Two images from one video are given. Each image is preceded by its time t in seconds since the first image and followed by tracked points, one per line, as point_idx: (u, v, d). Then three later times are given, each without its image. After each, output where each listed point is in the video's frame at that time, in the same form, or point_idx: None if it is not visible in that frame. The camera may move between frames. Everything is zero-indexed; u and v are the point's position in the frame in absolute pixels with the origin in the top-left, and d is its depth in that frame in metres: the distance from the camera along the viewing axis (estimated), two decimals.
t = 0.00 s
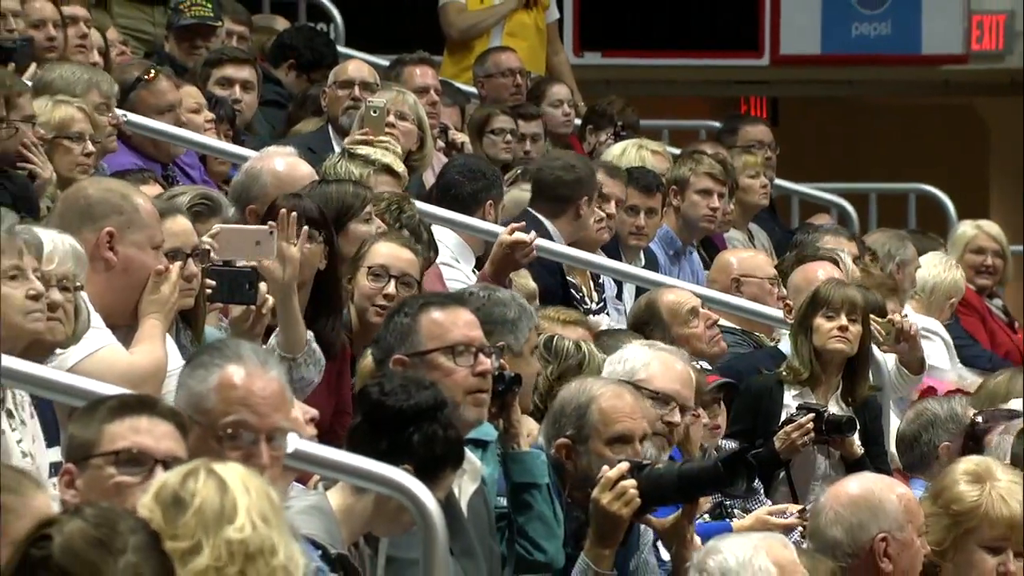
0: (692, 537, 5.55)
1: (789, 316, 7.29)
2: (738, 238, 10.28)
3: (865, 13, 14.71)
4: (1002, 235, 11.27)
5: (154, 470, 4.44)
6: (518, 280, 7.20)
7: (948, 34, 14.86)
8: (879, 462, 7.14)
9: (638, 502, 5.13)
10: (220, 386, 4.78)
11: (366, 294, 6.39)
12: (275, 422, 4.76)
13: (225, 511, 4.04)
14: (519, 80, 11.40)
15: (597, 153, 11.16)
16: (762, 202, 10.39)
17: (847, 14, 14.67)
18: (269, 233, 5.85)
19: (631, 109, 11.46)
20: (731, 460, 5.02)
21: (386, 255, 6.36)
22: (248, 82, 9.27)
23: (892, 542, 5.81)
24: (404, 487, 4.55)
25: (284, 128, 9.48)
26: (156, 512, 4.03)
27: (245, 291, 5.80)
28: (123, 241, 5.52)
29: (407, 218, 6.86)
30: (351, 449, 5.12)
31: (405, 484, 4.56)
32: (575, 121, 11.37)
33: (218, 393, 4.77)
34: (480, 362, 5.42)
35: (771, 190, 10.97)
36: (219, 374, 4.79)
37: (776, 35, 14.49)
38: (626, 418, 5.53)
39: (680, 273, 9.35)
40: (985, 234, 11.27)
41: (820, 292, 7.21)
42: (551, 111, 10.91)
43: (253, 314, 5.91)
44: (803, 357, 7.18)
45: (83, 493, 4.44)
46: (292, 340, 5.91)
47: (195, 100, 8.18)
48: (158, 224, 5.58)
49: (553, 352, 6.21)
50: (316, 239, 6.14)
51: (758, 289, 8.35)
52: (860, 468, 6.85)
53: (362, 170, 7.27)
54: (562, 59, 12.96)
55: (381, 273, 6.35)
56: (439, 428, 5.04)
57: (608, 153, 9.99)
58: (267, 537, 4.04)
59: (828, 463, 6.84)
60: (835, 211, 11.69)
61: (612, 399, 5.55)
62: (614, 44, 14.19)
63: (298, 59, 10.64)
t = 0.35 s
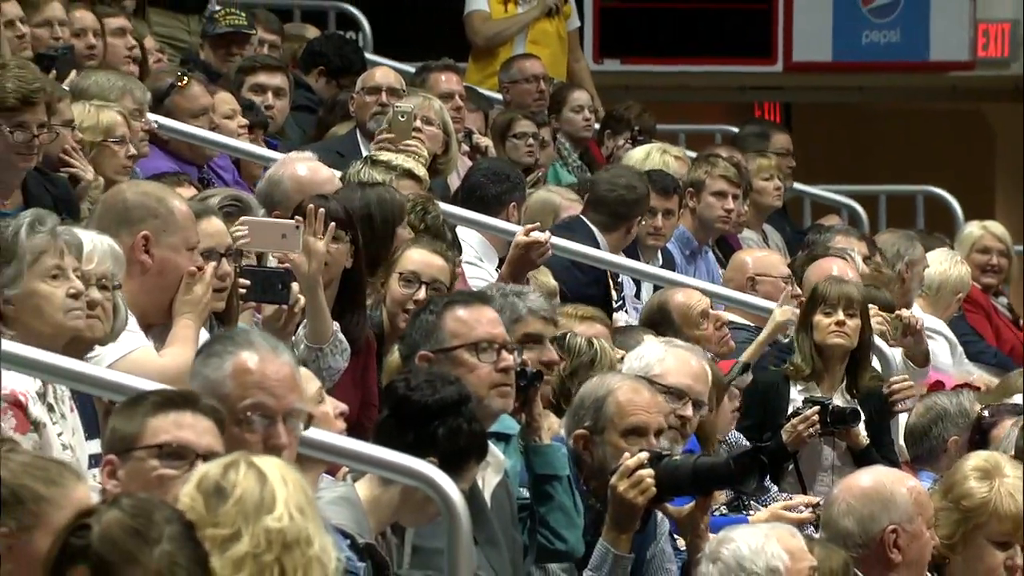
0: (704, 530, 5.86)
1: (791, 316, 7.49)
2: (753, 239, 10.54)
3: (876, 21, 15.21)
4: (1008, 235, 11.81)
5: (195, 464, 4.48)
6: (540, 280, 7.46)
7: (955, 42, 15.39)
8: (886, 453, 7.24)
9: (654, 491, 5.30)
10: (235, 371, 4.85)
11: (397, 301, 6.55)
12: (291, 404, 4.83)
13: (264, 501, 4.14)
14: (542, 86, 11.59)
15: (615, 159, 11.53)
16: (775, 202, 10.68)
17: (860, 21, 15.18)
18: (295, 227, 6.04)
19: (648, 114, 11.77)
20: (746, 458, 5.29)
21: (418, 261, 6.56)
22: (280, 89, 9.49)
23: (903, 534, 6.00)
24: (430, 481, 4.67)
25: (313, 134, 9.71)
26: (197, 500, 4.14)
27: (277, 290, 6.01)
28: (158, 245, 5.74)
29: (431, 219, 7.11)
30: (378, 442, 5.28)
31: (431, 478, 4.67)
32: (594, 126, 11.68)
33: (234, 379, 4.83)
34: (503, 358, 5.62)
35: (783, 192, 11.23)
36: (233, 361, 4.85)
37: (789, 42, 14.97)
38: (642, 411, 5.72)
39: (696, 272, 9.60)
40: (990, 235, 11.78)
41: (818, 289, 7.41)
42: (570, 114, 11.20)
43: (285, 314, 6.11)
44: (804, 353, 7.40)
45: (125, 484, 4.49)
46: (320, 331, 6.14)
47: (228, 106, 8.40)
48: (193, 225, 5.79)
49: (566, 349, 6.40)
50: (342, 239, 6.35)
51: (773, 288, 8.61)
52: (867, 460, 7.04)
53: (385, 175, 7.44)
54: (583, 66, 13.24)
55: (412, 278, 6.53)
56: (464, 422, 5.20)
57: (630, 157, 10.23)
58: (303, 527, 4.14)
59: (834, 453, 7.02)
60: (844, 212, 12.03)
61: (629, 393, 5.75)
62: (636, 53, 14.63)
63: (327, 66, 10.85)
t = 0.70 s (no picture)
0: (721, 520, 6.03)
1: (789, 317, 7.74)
2: (764, 241, 10.81)
3: (883, 31, 15.72)
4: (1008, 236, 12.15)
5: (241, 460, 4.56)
6: (558, 280, 7.71)
7: (959, 50, 15.90)
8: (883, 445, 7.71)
9: (672, 482, 5.52)
10: (249, 361, 5.00)
11: (421, 300, 6.76)
12: (305, 392, 5.00)
13: (297, 496, 4.24)
14: (561, 93, 11.86)
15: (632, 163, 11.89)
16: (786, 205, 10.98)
17: (866, 30, 15.66)
18: (323, 230, 6.31)
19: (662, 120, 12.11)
20: (763, 449, 5.41)
21: (441, 262, 6.76)
22: (309, 97, 9.75)
23: (919, 528, 6.23)
24: (451, 472, 4.75)
25: (340, 141, 9.97)
26: (232, 495, 4.24)
27: (305, 291, 6.22)
28: (190, 249, 5.97)
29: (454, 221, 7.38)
30: (403, 438, 5.42)
31: (451, 468, 4.75)
32: (610, 131, 11.96)
33: (248, 367, 4.99)
34: (524, 355, 5.81)
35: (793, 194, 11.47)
36: (247, 353, 5.01)
37: (799, 50, 15.48)
38: (662, 409, 5.97)
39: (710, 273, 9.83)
40: (993, 236, 12.10)
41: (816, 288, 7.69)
42: (588, 122, 11.50)
43: (313, 313, 6.29)
44: (804, 351, 7.65)
45: (169, 476, 4.57)
46: (346, 330, 6.36)
47: (258, 112, 8.64)
48: (224, 229, 6.01)
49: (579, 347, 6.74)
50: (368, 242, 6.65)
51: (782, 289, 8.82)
52: (865, 450, 7.44)
53: (410, 180, 7.66)
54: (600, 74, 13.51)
55: (436, 279, 6.74)
56: (486, 418, 5.35)
57: (647, 164, 10.46)
58: (335, 523, 4.24)
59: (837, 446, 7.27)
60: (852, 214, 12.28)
61: (650, 391, 5.99)
62: (651, 60, 15.25)
63: (355, 75, 11.12)
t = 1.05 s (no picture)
0: (734, 511, 6.27)
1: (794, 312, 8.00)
2: (777, 242, 11.08)
3: (893, 40, 16.30)
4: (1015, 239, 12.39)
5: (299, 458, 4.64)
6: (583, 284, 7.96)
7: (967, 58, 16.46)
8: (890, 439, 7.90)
9: (687, 476, 5.72)
10: (287, 361, 5.14)
11: (448, 299, 6.99)
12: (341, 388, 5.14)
13: (327, 489, 4.27)
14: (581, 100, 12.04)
15: (649, 168, 12.23)
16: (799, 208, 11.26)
17: (877, 39, 16.26)
18: (352, 232, 6.55)
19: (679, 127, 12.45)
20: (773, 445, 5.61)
21: (467, 263, 6.99)
22: (339, 105, 10.01)
23: (916, 517, 6.44)
24: (475, 465, 4.97)
25: (369, 146, 10.23)
26: (263, 487, 4.27)
27: (336, 292, 6.37)
28: (200, 245, 6.21)
29: (479, 224, 7.62)
30: (432, 432, 5.63)
31: (474, 461, 4.97)
32: (628, 137, 12.30)
33: (286, 367, 5.13)
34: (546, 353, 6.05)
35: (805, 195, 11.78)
36: (284, 352, 5.15)
37: (812, 59, 16.06)
38: (680, 410, 6.20)
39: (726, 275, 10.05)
40: (999, 239, 12.37)
41: (819, 288, 7.96)
42: (609, 127, 11.83)
43: (344, 313, 6.44)
44: (807, 348, 7.85)
45: (235, 476, 4.46)
46: (375, 329, 6.59)
47: (290, 119, 8.88)
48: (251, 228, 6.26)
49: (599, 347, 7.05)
50: (398, 242, 6.86)
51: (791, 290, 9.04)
52: (869, 443, 7.50)
53: (434, 183, 7.89)
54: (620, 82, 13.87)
55: (461, 279, 6.97)
56: (510, 413, 5.57)
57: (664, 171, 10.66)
58: (364, 515, 4.27)
59: (839, 438, 7.43)
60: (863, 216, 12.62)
61: (668, 392, 6.23)
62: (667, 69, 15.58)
63: (383, 83, 11.42)
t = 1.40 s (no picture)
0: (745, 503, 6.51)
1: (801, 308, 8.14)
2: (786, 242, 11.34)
3: (896, 50, 16.55)
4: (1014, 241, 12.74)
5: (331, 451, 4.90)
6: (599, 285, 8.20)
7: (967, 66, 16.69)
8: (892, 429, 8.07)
9: (699, 471, 5.92)
10: (314, 358, 5.39)
11: (467, 297, 7.23)
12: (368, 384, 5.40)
13: (348, 481, 4.52)
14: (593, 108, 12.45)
15: (662, 172, 12.52)
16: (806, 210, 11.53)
17: (880, 49, 16.52)
18: (376, 234, 6.79)
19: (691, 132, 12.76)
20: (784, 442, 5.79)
21: (485, 261, 7.21)
22: (364, 112, 10.26)
23: (896, 495, 6.74)
24: (495, 459, 5.16)
25: (391, 152, 10.50)
26: (288, 478, 4.51)
27: (361, 292, 6.60)
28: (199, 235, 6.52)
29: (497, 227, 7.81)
30: (453, 427, 5.86)
31: (494, 455, 5.16)
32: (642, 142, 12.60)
33: (315, 364, 5.38)
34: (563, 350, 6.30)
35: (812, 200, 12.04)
36: (311, 349, 5.40)
37: (819, 68, 16.33)
38: (693, 407, 6.44)
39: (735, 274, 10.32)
40: (999, 240, 12.72)
41: (826, 288, 8.09)
42: (626, 133, 12.10)
43: (368, 313, 6.69)
44: (813, 346, 8.02)
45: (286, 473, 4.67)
46: (397, 327, 6.84)
47: (316, 125, 9.14)
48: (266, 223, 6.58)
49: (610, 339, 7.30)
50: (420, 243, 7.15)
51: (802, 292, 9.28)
52: (873, 437, 7.70)
53: (453, 187, 8.12)
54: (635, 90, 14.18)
55: (479, 277, 7.20)
56: (528, 409, 5.80)
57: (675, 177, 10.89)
58: (384, 506, 4.52)
59: (844, 431, 7.63)
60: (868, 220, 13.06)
61: (683, 390, 6.46)
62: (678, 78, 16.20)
63: (407, 90, 11.70)
